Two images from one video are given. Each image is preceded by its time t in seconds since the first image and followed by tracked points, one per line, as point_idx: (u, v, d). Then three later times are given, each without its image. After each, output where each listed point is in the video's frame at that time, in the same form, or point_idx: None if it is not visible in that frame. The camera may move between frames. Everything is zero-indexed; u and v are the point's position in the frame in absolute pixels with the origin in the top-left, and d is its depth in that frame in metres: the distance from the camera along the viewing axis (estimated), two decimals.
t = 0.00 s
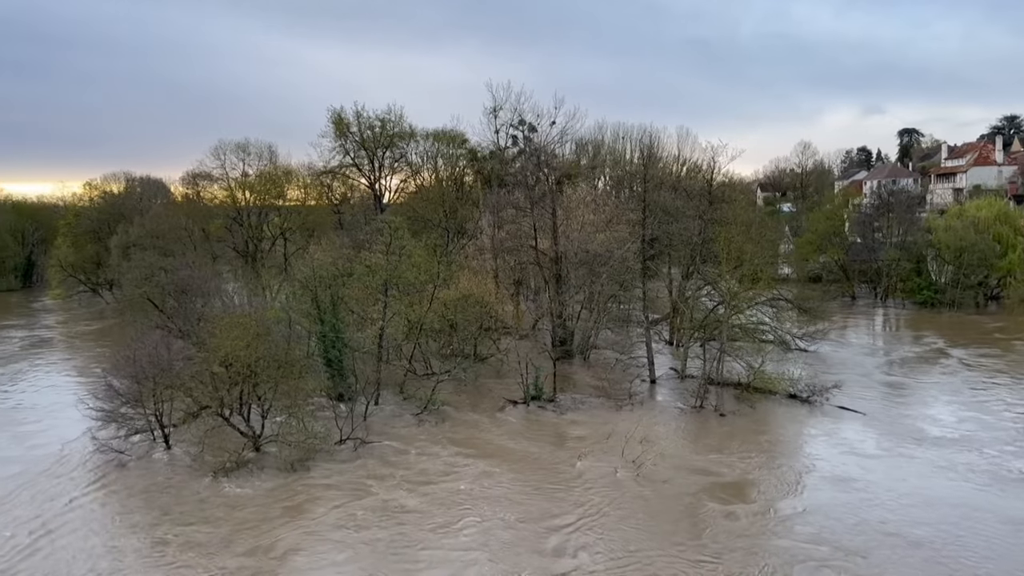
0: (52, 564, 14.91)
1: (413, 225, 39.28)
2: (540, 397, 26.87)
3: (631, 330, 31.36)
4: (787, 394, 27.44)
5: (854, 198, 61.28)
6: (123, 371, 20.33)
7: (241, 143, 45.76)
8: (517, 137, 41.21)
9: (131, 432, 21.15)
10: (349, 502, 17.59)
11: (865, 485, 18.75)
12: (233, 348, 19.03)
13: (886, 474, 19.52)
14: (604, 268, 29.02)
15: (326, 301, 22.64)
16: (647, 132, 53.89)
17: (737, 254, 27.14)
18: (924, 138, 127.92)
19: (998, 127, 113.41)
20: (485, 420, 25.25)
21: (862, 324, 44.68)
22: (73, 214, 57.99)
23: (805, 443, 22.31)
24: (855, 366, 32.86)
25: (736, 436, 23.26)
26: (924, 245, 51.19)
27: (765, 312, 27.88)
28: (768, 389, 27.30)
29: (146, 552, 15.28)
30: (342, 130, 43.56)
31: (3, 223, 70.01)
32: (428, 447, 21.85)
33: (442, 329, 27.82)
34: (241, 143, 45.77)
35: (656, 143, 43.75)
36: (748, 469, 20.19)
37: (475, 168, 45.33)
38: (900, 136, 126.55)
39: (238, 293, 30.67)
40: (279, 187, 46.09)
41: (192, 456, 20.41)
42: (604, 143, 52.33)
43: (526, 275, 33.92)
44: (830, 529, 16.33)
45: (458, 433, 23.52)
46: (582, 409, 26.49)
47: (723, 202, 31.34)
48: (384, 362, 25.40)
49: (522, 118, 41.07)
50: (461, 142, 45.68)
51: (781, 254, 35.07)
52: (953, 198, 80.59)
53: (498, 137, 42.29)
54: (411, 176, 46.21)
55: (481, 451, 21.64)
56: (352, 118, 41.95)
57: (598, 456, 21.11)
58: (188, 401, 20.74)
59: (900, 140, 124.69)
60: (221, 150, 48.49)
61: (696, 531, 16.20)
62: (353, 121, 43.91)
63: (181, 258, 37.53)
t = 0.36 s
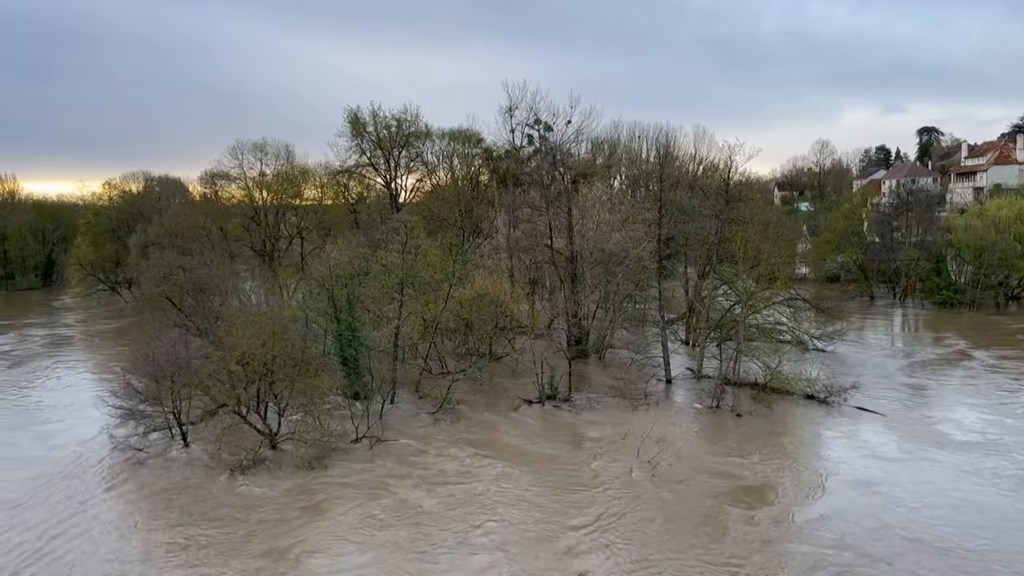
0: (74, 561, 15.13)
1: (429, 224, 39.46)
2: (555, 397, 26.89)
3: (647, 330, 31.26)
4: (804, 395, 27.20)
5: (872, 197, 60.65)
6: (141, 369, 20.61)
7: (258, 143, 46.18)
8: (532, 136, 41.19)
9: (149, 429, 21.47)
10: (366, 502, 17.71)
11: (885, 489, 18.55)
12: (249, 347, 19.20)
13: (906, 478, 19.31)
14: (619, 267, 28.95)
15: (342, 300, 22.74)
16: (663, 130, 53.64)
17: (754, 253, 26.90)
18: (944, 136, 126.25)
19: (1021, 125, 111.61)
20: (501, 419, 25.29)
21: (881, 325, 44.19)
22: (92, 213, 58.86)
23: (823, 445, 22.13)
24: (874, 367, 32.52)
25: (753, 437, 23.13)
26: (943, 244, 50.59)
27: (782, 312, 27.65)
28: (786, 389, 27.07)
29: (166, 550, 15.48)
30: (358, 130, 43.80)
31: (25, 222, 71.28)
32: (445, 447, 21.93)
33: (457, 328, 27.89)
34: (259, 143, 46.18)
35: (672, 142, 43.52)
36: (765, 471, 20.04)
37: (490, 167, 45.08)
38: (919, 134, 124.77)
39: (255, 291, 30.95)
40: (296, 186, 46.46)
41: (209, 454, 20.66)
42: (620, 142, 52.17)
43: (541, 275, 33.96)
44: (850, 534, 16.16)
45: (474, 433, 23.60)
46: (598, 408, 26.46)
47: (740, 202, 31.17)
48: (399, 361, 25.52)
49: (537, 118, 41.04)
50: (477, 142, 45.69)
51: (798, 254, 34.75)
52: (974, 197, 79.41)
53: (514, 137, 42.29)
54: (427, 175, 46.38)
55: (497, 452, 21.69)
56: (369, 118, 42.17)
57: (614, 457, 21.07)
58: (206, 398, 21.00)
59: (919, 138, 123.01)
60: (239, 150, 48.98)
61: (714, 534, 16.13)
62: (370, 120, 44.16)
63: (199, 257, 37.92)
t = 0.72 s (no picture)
0: (95, 557, 15.34)
1: (444, 222, 39.63)
2: (570, 396, 26.92)
3: (663, 329, 31.21)
4: (822, 395, 26.96)
5: (891, 196, 59.95)
6: (160, 367, 20.93)
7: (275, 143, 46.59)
8: (548, 135, 41.17)
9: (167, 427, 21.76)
10: (383, 500, 17.84)
11: (905, 494, 18.34)
12: (266, 345, 19.40)
13: (926, 482, 19.08)
14: (635, 266, 28.85)
15: (358, 299, 22.87)
16: (680, 129, 53.38)
17: (771, 252, 26.62)
18: (964, 135, 124.47)
19: None
20: (516, 418, 25.33)
21: (900, 325, 43.66)
22: (112, 212, 59.75)
23: (841, 448, 21.92)
24: (893, 367, 32.15)
25: (770, 439, 22.98)
26: (963, 243, 49.95)
27: (799, 312, 27.41)
28: (803, 390, 26.86)
29: (184, 547, 15.64)
30: (374, 129, 44.03)
31: (45, 220, 72.55)
32: (460, 447, 22.02)
33: (473, 327, 27.97)
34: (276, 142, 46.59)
35: (688, 141, 43.29)
36: (782, 474, 19.90)
37: (506, 166, 45.20)
38: (939, 133, 122.83)
39: (272, 289, 31.27)
40: (313, 185, 46.83)
41: (226, 451, 20.91)
42: (635, 141, 51.98)
43: (556, 274, 33.97)
44: (870, 539, 15.99)
45: (489, 432, 23.66)
46: (613, 408, 26.43)
47: (757, 202, 31.00)
48: (414, 360, 25.65)
49: (553, 117, 41.01)
50: (492, 141, 45.67)
51: (817, 253, 34.40)
52: (996, 196, 78.13)
53: (529, 136, 42.28)
54: (442, 175, 46.48)
55: (513, 452, 21.72)
56: (385, 117, 42.40)
57: (631, 458, 21.01)
58: (223, 396, 21.28)
59: (939, 137, 121.33)
60: (256, 149, 49.45)
61: (732, 538, 16.02)
62: (385, 119, 44.39)
63: (217, 256, 38.29)
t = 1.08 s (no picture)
0: (115, 553, 15.55)
1: (459, 221, 39.75)
2: (585, 395, 26.94)
3: (678, 328, 31.08)
4: (838, 395, 26.73)
5: (909, 195, 59.16)
6: (177, 364, 21.21)
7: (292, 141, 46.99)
8: (563, 133, 41.12)
9: (184, 423, 22.02)
10: (398, 499, 17.96)
11: (924, 498, 18.17)
12: (282, 343, 19.61)
13: (945, 486, 18.89)
14: (649, 265, 28.75)
15: (373, 297, 23.02)
16: (695, 127, 53.09)
17: (788, 251, 26.32)
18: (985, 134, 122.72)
19: None
20: (531, 417, 25.33)
21: (918, 325, 43.14)
22: (130, 210, 60.48)
23: (858, 449, 21.75)
24: (911, 367, 31.81)
25: (787, 439, 22.82)
26: (982, 243, 49.18)
27: (816, 311, 27.16)
28: (819, 390, 26.65)
29: (202, 544, 15.83)
30: (390, 128, 44.24)
31: (64, 219, 73.64)
32: (475, 446, 22.11)
33: (487, 326, 28.02)
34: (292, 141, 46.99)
35: (704, 139, 43.06)
36: (798, 476, 19.79)
37: (521, 164, 45.46)
38: (957, 132, 121.05)
39: (287, 288, 31.52)
40: (328, 184, 47.11)
41: (243, 448, 21.15)
42: (651, 139, 51.75)
43: (571, 273, 33.98)
44: (890, 545, 15.81)
45: (504, 431, 23.68)
46: (627, 407, 26.40)
47: (774, 200, 30.77)
48: (429, 358, 25.76)
49: (568, 115, 40.97)
50: (507, 140, 45.74)
51: (834, 252, 34.05)
52: (1018, 195, 76.95)
53: (544, 134, 42.27)
54: (457, 173, 46.56)
55: (528, 451, 21.77)
56: (400, 116, 42.58)
57: (647, 459, 20.94)
58: (239, 393, 21.53)
59: (958, 135, 119.60)
60: (273, 148, 49.85)
61: (750, 542, 15.92)
62: (400, 118, 44.55)
63: (233, 254, 38.68)
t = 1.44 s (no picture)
0: (135, 548, 15.73)
1: (474, 219, 39.83)
2: (599, 393, 26.98)
3: (693, 328, 30.97)
4: (855, 395, 26.50)
5: (928, 193, 58.32)
6: (194, 361, 21.49)
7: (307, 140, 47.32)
8: (577, 131, 41.06)
9: (201, 420, 22.30)
10: (414, 498, 18.07)
11: (944, 501, 17.97)
12: (298, 340, 19.82)
13: (966, 490, 18.67)
14: (665, 264, 28.66)
15: (388, 295, 23.16)
16: (711, 125, 52.79)
17: (804, 251, 25.72)
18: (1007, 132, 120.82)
19: None
20: (546, 416, 25.37)
21: (935, 325, 42.57)
22: (148, 208, 61.15)
23: (876, 451, 21.55)
24: (929, 368, 31.45)
25: (803, 440, 22.70)
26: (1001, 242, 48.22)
27: (833, 310, 26.90)
28: (836, 390, 26.43)
29: (220, 539, 16.04)
30: (404, 126, 44.40)
31: (82, 216, 74.79)
32: (490, 445, 22.18)
33: (502, 324, 28.11)
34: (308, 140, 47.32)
35: (720, 136, 42.80)
36: (815, 478, 19.65)
37: (535, 163, 45.41)
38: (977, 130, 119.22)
39: (303, 286, 31.75)
40: (344, 182, 47.32)
41: (260, 444, 21.40)
42: (666, 138, 51.47)
43: (586, 271, 34.02)
44: (911, 549, 15.67)
45: (519, 430, 23.71)
46: (642, 406, 26.35)
47: (790, 198, 30.51)
48: (443, 356, 25.88)
49: (582, 113, 40.90)
50: (522, 138, 45.74)
51: (851, 251, 33.71)
52: None
53: (559, 132, 42.23)
54: (471, 172, 46.63)
55: (543, 450, 21.80)
56: (415, 115, 42.71)
57: (663, 459, 20.88)
58: (256, 390, 21.76)
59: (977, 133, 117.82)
60: (288, 146, 50.22)
61: (768, 545, 15.83)
62: (415, 117, 44.67)
63: (249, 251, 39.02)
